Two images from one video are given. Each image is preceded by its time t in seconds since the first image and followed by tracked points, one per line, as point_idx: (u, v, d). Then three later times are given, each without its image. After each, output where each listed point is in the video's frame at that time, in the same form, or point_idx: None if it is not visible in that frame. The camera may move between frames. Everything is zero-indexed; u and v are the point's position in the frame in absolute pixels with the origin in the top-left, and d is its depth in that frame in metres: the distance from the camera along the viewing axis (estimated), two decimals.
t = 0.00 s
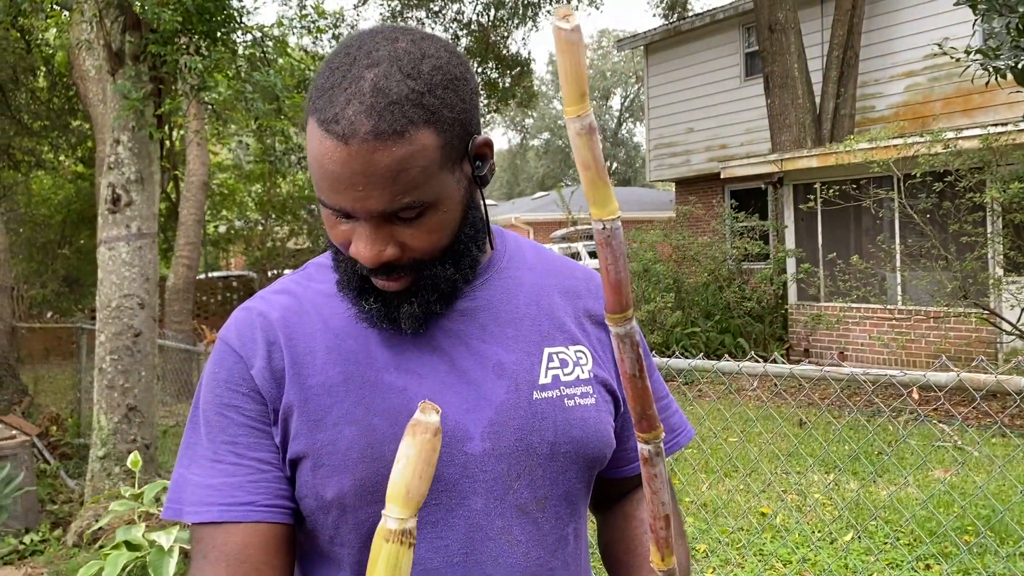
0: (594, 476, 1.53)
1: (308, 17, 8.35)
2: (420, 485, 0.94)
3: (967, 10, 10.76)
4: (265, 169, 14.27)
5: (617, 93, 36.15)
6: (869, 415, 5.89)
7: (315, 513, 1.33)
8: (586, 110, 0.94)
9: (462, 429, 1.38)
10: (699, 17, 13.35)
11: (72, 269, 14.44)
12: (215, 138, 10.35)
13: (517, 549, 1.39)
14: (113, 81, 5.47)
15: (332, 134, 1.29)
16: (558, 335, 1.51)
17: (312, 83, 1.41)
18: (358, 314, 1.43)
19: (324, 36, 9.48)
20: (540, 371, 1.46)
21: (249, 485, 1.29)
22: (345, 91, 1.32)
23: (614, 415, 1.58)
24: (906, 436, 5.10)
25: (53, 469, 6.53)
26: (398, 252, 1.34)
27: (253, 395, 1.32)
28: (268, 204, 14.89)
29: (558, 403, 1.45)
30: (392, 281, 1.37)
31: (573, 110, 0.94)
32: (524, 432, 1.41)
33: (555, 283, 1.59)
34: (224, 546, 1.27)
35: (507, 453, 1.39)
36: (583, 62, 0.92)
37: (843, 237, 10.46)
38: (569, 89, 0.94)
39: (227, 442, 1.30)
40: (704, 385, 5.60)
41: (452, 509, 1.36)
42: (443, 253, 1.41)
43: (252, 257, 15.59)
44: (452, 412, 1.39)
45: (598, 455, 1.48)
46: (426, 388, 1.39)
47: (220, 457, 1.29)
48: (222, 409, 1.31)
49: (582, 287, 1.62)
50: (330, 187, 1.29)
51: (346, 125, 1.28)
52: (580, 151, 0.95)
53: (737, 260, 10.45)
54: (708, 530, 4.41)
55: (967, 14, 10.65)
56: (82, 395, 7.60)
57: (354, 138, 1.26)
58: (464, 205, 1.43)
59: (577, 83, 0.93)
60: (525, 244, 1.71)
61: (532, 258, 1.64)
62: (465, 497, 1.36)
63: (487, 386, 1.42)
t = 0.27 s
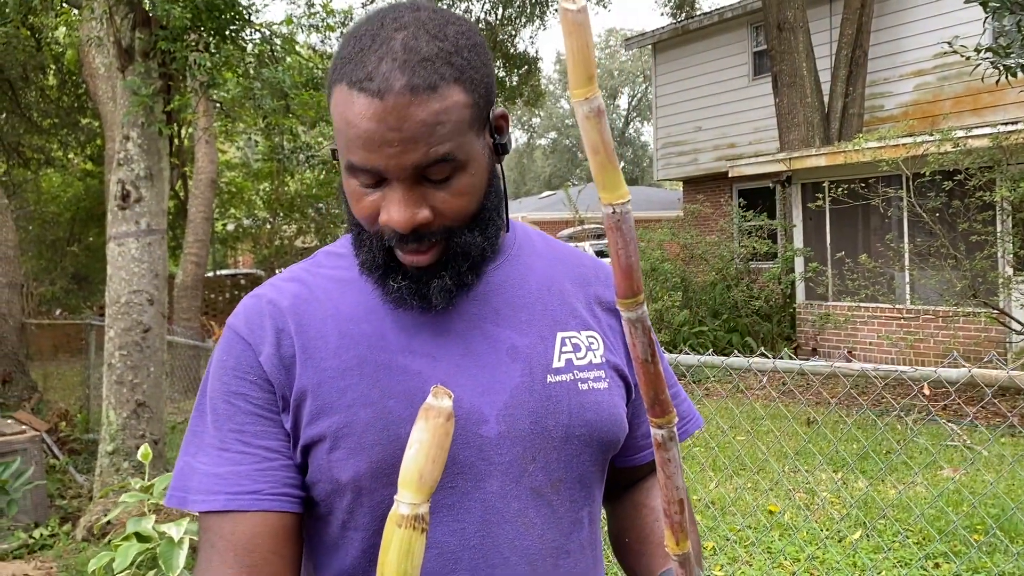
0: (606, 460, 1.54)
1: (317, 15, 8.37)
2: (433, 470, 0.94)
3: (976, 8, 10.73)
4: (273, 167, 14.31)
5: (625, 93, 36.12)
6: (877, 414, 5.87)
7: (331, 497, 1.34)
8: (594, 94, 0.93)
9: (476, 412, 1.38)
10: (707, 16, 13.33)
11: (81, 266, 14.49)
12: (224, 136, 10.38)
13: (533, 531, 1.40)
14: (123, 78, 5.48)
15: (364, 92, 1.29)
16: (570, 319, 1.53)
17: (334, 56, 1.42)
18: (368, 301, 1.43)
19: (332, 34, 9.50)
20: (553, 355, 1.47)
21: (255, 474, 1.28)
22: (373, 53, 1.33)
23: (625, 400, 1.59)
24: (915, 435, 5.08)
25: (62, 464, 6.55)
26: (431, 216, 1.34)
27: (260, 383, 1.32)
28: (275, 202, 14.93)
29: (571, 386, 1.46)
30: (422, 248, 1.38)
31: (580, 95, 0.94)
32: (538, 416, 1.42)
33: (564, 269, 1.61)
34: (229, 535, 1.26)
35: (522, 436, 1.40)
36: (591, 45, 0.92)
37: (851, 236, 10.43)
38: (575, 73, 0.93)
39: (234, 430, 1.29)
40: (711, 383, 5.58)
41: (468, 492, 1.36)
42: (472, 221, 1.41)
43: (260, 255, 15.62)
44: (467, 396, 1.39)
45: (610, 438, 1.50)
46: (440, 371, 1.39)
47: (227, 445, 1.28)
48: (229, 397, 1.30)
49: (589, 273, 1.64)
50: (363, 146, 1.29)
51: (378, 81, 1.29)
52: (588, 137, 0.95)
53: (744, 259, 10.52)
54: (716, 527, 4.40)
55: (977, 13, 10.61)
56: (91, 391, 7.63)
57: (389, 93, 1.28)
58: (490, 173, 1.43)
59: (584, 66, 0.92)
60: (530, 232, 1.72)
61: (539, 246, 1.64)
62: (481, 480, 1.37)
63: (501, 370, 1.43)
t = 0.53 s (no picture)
0: (609, 456, 1.56)
1: (324, 15, 8.40)
2: (447, 474, 0.92)
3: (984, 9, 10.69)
4: (280, 167, 14.36)
5: (631, 93, 36.11)
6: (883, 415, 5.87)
7: (338, 495, 1.36)
8: (619, 118, 0.91)
9: (481, 409, 1.40)
10: (714, 16, 13.32)
11: (88, 265, 14.54)
12: (231, 136, 10.41)
13: (538, 528, 1.41)
14: (131, 78, 5.49)
15: (410, 32, 1.44)
16: (572, 317, 1.56)
17: (370, 22, 1.56)
18: (372, 300, 1.45)
19: (339, 34, 9.53)
20: (556, 352, 1.49)
21: (257, 476, 1.30)
22: (415, 5, 1.49)
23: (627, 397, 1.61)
24: (920, 436, 5.08)
25: (69, 462, 6.59)
26: (467, 157, 1.43)
27: (262, 384, 1.33)
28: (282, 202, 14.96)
29: (575, 383, 1.48)
30: (457, 192, 1.46)
31: (604, 117, 0.91)
32: (542, 413, 1.43)
33: (565, 269, 1.64)
34: (230, 538, 1.29)
35: (527, 433, 1.41)
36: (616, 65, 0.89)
37: (857, 236, 10.41)
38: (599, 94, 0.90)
39: (236, 433, 1.31)
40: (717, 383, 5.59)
41: (474, 489, 1.37)
42: (500, 176, 1.51)
43: (267, 254, 15.66)
44: (471, 394, 1.40)
45: (614, 434, 1.52)
46: (445, 368, 1.40)
47: (229, 448, 1.30)
48: (230, 399, 1.32)
49: (589, 273, 1.67)
50: (408, 79, 1.42)
51: (423, 22, 1.45)
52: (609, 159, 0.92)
53: (751, 259, 10.47)
54: (721, 528, 4.41)
55: (985, 14, 10.58)
56: (98, 390, 7.67)
57: (433, 29, 1.43)
58: (513, 137, 1.55)
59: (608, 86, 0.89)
60: (530, 235, 1.74)
61: (537, 250, 1.66)
62: (487, 478, 1.38)
63: (505, 368, 1.44)
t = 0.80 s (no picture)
0: (612, 458, 1.55)
1: (329, 15, 8.41)
2: (460, 476, 0.88)
3: (990, 9, 10.66)
4: (285, 167, 14.39)
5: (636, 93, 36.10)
6: (888, 416, 5.86)
7: (340, 497, 1.35)
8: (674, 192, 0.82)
9: (484, 410, 1.39)
10: (719, 16, 13.30)
11: (93, 264, 14.57)
12: (236, 135, 10.44)
13: (540, 529, 1.40)
14: (135, 78, 5.49)
15: (435, 12, 1.49)
16: (575, 319, 1.56)
17: (384, 12, 1.59)
18: (375, 300, 1.44)
19: (343, 34, 9.53)
20: (560, 353, 1.49)
21: (258, 480, 1.30)
22: None
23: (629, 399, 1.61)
24: (925, 438, 5.06)
25: (74, 461, 6.59)
26: (495, 132, 1.47)
27: (263, 387, 1.33)
28: (287, 201, 14.98)
29: (578, 385, 1.47)
30: (485, 167, 1.48)
31: (657, 192, 0.82)
32: (546, 415, 1.43)
33: (567, 272, 1.64)
34: (229, 541, 1.29)
35: (530, 435, 1.41)
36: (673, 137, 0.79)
37: (862, 237, 10.39)
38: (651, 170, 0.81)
39: (236, 436, 1.31)
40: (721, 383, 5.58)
41: (476, 490, 1.36)
42: (520, 156, 1.55)
43: (271, 254, 15.68)
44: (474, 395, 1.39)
45: (617, 437, 1.51)
46: (449, 369, 1.40)
47: (229, 450, 1.31)
48: (231, 401, 1.32)
49: (592, 276, 1.67)
50: (437, 55, 1.45)
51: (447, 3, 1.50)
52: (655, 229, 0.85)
53: (756, 259, 10.47)
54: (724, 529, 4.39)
55: (992, 14, 10.55)
56: (103, 390, 7.68)
57: (460, 9, 1.49)
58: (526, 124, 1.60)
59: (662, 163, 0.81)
60: (532, 237, 1.73)
61: (539, 253, 1.66)
62: (489, 479, 1.37)
63: (508, 369, 1.44)
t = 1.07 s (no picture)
0: (614, 464, 1.56)
1: (332, 16, 8.42)
2: (463, 484, 0.90)
3: (994, 10, 10.65)
4: (289, 167, 14.40)
5: (640, 93, 36.08)
6: (891, 418, 5.85)
7: (342, 502, 1.35)
8: (687, 234, 0.91)
9: (488, 415, 1.39)
10: (723, 17, 13.30)
11: (97, 264, 14.58)
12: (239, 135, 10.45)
13: (542, 536, 1.41)
14: (139, 79, 5.49)
15: (432, 12, 1.49)
16: (579, 325, 1.56)
17: (380, 17, 1.60)
18: (378, 304, 1.44)
19: (347, 34, 9.54)
20: (564, 359, 1.49)
21: (258, 485, 1.30)
22: None
23: (632, 404, 1.62)
24: (928, 440, 5.06)
25: (77, 461, 6.60)
26: (495, 128, 1.47)
27: (265, 391, 1.33)
28: (290, 202, 14.99)
29: (582, 391, 1.48)
30: (486, 161, 1.47)
31: (670, 235, 0.91)
32: (550, 421, 1.43)
33: (570, 278, 1.65)
34: (228, 546, 1.29)
35: (533, 440, 1.41)
36: (686, 182, 0.87)
37: (866, 239, 10.37)
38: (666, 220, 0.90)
39: (236, 439, 1.31)
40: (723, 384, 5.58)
41: (479, 496, 1.36)
42: (522, 152, 1.55)
43: (274, 254, 15.70)
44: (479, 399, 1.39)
45: (619, 442, 1.52)
46: (452, 374, 1.40)
47: (229, 455, 1.31)
48: (231, 404, 1.32)
49: (595, 282, 1.68)
50: (435, 54, 1.46)
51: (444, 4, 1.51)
52: (670, 269, 0.93)
53: (759, 261, 10.45)
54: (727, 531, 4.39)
55: (996, 15, 10.53)
56: (106, 390, 7.70)
57: (456, 10, 1.50)
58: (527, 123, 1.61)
59: (677, 214, 0.89)
60: (534, 242, 1.74)
61: (541, 258, 1.67)
62: (492, 485, 1.37)
63: (513, 374, 1.44)
